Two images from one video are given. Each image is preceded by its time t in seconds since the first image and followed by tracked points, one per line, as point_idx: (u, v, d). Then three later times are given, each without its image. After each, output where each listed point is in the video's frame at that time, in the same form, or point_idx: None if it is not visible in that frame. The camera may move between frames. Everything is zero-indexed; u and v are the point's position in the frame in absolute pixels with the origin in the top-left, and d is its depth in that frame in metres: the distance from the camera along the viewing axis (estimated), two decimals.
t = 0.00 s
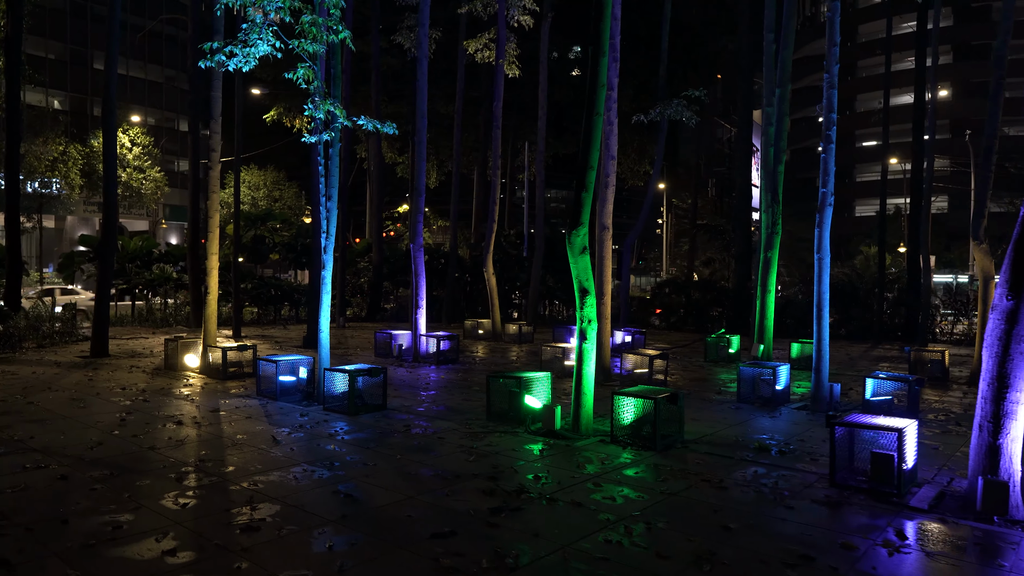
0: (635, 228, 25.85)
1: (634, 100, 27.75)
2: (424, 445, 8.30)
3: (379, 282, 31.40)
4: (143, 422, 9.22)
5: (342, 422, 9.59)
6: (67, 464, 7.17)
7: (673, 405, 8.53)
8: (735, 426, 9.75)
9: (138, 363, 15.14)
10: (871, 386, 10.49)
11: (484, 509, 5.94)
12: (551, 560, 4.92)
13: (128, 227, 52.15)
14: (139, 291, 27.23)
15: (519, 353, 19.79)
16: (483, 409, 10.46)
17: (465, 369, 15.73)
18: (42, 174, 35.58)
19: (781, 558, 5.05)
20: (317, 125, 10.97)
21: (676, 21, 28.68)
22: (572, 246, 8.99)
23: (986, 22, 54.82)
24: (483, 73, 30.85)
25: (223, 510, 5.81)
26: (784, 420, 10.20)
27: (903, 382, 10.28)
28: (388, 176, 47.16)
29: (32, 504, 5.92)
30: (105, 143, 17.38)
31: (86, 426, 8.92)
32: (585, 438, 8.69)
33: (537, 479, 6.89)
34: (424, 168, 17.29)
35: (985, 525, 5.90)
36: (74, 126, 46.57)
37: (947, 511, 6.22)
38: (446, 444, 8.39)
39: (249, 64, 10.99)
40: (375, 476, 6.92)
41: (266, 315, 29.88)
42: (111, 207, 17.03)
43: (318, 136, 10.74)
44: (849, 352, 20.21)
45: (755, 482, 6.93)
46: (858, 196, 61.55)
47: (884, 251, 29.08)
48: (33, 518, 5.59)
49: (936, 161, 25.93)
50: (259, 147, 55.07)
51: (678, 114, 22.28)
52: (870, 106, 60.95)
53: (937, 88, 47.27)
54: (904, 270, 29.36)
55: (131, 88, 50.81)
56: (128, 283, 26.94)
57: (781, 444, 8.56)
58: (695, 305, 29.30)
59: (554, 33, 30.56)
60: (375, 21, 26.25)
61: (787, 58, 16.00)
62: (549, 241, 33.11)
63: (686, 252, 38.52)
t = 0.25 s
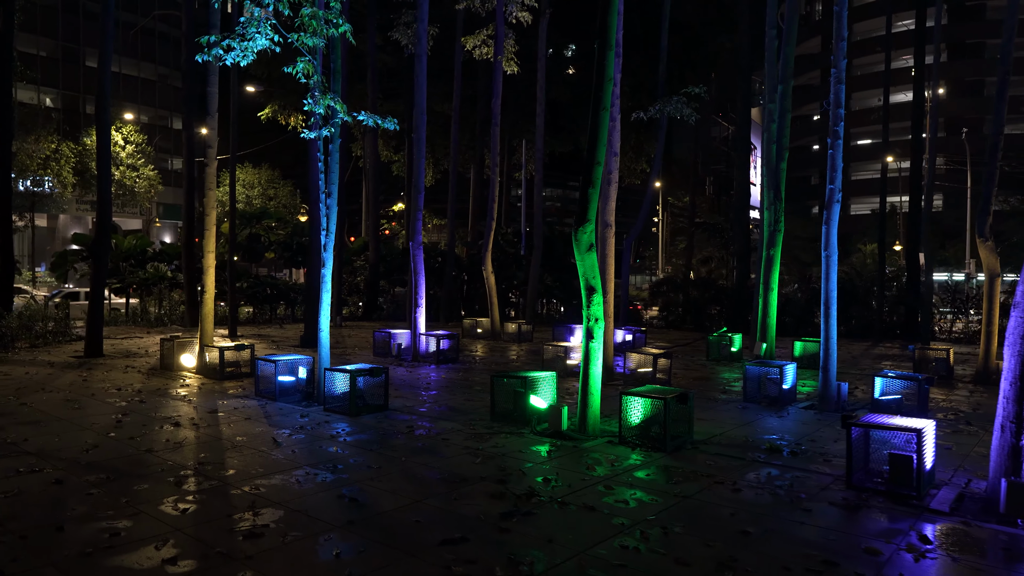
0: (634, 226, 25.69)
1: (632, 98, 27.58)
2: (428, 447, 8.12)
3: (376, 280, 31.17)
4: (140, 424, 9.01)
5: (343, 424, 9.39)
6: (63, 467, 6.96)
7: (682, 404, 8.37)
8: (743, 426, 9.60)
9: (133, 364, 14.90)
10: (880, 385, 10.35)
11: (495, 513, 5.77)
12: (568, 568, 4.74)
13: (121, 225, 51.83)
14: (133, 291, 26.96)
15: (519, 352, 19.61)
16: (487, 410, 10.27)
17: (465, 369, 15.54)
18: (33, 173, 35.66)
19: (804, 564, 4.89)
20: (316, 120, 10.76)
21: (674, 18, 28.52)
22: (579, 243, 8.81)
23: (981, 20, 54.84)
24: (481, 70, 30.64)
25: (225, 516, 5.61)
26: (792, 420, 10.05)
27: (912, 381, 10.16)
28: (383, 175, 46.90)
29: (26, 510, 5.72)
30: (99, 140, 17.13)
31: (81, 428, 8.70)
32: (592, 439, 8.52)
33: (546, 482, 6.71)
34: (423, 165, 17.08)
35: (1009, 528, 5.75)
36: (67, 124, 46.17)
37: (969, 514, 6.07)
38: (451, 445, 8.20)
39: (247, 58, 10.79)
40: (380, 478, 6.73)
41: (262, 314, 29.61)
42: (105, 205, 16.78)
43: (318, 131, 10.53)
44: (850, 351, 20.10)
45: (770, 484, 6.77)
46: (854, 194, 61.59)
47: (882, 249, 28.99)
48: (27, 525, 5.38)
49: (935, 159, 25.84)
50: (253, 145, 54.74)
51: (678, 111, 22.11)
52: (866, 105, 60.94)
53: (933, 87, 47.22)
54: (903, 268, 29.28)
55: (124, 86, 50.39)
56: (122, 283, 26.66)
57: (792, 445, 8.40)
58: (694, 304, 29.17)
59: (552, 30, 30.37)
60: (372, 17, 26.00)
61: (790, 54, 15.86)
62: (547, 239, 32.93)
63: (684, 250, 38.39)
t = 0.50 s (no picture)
0: (635, 226, 25.49)
1: (632, 98, 27.40)
2: (432, 452, 7.88)
3: (373, 281, 30.93)
4: (135, 429, 8.76)
5: (344, 428, 9.15)
6: (54, 475, 6.71)
7: (694, 409, 8.14)
8: (754, 431, 9.39)
9: (128, 366, 14.63)
10: (891, 389, 10.16)
11: (506, 524, 5.54)
12: None
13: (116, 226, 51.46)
14: (128, 291, 26.66)
15: (520, 354, 19.37)
16: (491, 413, 10.04)
17: (465, 371, 15.29)
18: (28, 172, 35.11)
19: None
20: (316, 118, 10.54)
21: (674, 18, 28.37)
22: (587, 244, 8.59)
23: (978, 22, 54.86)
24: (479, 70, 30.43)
25: (224, 527, 5.38)
26: (803, 424, 9.84)
27: (925, 384, 9.97)
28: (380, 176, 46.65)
29: (16, 521, 5.47)
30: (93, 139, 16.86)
31: (74, 433, 8.44)
32: (601, 444, 8.29)
33: (556, 490, 6.48)
34: (423, 165, 16.86)
35: None
36: (61, 123, 45.81)
37: (995, 524, 5.86)
38: (456, 451, 7.97)
39: (246, 54, 10.57)
40: (385, 486, 6.50)
41: (258, 315, 29.34)
42: (100, 205, 16.50)
43: (318, 128, 10.30)
44: (853, 353, 19.93)
45: (787, 492, 6.55)
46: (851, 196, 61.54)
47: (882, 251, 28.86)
48: (17, 538, 5.13)
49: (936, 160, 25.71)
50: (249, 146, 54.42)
51: (679, 111, 21.91)
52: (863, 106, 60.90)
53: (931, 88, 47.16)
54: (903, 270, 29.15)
55: (119, 85, 50.06)
56: (116, 284, 26.36)
57: (805, 451, 8.19)
58: (694, 305, 28.99)
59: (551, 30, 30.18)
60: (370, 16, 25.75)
61: (795, 53, 15.68)
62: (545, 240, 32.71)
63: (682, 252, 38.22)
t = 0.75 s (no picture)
0: (632, 227, 25.35)
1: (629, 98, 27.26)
2: (436, 458, 7.69)
3: (369, 282, 30.68)
4: (129, 434, 8.53)
5: (344, 433, 8.95)
6: (47, 484, 6.49)
7: (703, 413, 7.98)
8: (762, 434, 9.23)
9: (121, 369, 14.35)
10: (899, 391, 10.02)
11: (518, 535, 5.36)
12: None
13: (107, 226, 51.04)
14: (120, 292, 26.32)
15: (518, 355, 19.19)
16: (494, 417, 9.85)
17: (464, 374, 15.08)
18: (18, 171, 34.65)
19: None
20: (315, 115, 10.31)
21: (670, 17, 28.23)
22: (593, 244, 8.40)
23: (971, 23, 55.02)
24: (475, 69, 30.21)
25: (226, 538, 5.18)
26: (811, 427, 9.68)
27: (934, 387, 9.79)
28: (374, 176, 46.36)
29: (7, 534, 5.24)
30: (85, 137, 16.56)
31: (66, 440, 8.20)
32: (609, 450, 8.12)
33: (567, 498, 6.30)
34: (421, 164, 16.64)
35: None
36: (52, 122, 45.32)
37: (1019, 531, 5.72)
38: (461, 457, 7.77)
39: (243, 50, 10.35)
40: (390, 495, 6.30)
41: (252, 316, 29.03)
42: (92, 205, 16.22)
43: (316, 126, 10.07)
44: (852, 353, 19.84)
45: (803, 499, 6.39)
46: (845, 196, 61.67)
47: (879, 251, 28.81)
48: (8, 552, 4.91)
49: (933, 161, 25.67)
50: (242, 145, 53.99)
51: (678, 111, 21.75)
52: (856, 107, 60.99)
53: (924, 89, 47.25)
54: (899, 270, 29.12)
55: (111, 84, 49.59)
56: (108, 284, 26.02)
57: (817, 455, 8.04)
58: (691, 306, 28.86)
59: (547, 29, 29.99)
60: (365, 14, 25.51)
61: (797, 52, 15.55)
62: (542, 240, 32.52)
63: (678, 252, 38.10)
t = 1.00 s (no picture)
0: (631, 225, 25.20)
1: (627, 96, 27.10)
2: (444, 461, 7.51)
3: (365, 281, 30.44)
4: (128, 438, 8.32)
5: (348, 435, 8.76)
6: (45, 490, 6.28)
7: (716, 415, 7.83)
8: (773, 436, 9.09)
9: (116, 370, 14.12)
10: (909, 391, 9.91)
11: (536, 542, 5.20)
12: None
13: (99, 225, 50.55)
14: (113, 292, 26.02)
15: (518, 355, 19.01)
16: (499, 419, 9.68)
17: (466, 374, 14.89)
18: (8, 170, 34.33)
19: None
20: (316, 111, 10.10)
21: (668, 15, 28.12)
22: (603, 242, 8.23)
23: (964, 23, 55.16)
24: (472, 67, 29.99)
25: (234, 548, 4.98)
26: (822, 428, 9.56)
27: (946, 386, 9.68)
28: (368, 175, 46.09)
29: (5, 544, 5.04)
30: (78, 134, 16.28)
31: (63, 444, 7.99)
32: (620, 452, 7.97)
33: (583, 503, 6.14)
34: (421, 162, 16.44)
35: None
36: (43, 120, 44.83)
37: None
38: (470, 460, 7.59)
39: (242, 44, 10.12)
40: (402, 500, 6.12)
41: (247, 316, 28.75)
42: (86, 203, 15.93)
43: (317, 123, 9.86)
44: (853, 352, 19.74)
45: (823, 502, 6.25)
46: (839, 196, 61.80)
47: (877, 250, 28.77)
48: (7, 563, 4.71)
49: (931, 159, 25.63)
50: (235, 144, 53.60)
51: (677, 109, 21.60)
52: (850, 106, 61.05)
53: (918, 89, 47.38)
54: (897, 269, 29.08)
55: (102, 82, 49.12)
56: (101, 284, 25.69)
57: (832, 457, 7.89)
58: (689, 305, 28.77)
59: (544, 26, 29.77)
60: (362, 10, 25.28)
61: (799, 49, 15.44)
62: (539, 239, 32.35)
63: (674, 251, 38.00)
